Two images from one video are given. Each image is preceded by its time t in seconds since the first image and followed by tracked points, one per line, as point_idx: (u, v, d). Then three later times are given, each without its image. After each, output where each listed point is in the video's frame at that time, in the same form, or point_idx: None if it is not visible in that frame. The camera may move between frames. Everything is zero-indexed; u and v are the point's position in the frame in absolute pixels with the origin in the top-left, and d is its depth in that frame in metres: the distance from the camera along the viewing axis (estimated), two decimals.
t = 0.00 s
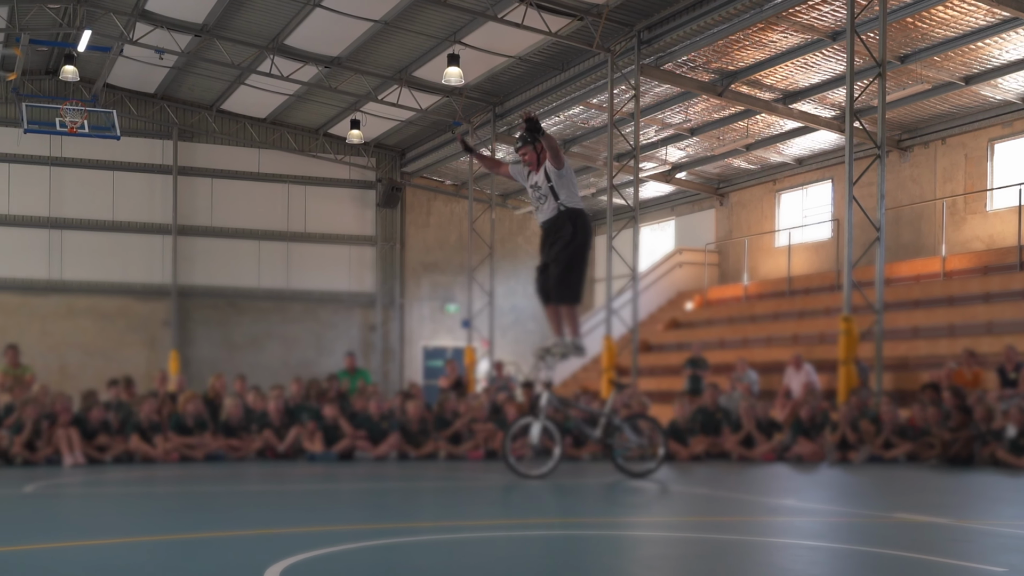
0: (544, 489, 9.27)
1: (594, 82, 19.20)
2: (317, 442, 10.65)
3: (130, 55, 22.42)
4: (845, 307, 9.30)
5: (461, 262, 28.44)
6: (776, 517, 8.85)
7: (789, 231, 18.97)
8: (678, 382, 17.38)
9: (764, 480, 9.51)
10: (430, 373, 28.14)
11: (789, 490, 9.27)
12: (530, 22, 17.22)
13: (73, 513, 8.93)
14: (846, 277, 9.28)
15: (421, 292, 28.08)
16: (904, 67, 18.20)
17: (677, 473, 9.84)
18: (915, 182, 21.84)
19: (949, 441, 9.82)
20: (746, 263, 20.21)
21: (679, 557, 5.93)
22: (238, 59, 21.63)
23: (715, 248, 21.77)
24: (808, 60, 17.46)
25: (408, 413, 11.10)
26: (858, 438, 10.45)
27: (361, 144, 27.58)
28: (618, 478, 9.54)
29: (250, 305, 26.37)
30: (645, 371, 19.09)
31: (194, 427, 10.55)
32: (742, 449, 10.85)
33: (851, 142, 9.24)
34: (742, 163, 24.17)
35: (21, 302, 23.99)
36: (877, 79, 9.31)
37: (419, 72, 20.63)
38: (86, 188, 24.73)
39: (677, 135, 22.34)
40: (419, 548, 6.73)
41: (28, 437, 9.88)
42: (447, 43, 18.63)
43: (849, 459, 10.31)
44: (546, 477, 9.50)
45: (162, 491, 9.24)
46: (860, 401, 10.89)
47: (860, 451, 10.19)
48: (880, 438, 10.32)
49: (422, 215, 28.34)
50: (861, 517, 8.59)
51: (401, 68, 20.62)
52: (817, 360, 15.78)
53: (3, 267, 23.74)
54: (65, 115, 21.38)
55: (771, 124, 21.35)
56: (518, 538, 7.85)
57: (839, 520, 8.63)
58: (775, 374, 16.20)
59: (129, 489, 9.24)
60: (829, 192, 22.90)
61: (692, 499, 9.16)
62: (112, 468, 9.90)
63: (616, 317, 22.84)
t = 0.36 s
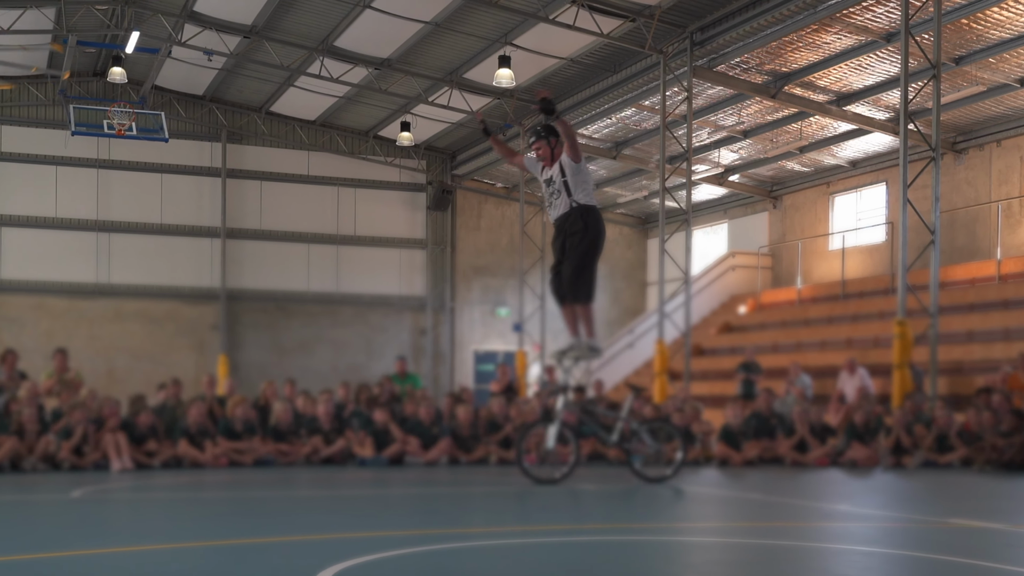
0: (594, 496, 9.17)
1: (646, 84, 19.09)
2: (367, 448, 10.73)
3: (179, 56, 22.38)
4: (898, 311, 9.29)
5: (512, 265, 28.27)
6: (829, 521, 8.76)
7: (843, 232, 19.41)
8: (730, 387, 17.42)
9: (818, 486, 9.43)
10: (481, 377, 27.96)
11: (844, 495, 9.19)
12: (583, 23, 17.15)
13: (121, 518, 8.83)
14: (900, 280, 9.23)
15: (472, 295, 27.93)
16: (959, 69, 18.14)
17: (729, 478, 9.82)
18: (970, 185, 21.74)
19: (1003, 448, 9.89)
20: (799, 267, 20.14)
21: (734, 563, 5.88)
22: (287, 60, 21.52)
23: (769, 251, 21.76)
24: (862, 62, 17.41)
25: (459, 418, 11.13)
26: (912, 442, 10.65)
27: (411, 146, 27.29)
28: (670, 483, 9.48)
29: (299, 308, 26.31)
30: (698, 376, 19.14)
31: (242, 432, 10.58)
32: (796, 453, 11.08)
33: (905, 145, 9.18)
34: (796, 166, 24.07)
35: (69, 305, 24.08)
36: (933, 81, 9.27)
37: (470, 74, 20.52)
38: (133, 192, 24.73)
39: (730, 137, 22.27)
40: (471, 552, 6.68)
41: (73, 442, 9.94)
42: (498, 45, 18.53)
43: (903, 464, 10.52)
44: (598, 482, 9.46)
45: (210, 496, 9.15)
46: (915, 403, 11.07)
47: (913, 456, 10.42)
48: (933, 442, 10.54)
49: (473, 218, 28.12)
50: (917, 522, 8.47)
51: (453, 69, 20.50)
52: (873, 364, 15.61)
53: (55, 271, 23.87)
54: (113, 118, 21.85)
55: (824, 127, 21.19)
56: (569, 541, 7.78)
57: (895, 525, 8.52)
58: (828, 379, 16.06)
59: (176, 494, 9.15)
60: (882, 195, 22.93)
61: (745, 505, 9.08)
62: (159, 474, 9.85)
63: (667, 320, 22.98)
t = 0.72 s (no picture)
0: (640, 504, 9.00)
1: (698, 86, 19.01)
2: (417, 452, 10.75)
3: (228, 58, 22.45)
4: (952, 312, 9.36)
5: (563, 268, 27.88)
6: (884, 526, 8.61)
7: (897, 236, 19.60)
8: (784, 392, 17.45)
9: (874, 492, 9.30)
10: (533, 382, 27.64)
11: (899, 501, 9.05)
12: (635, 25, 17.14)
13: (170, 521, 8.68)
14: (954, 282, 9.28)
15: (524, 298, 27.71)
16: (1014, 71, 18.13)
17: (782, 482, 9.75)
18: None
19: None
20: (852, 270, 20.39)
21: (788, 568, 5.75)
22: (338, 62, 21.61)
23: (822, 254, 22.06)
24: (916, 63, 17.40)
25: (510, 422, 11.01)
26: (968, 447, 10.73)
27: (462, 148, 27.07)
28: (724, 488, 9.42)
29: (349, 312, 26.28)
30: (751, 380, 19.32)
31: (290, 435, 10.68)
32: (849, 458, 11.01)
33: (961, 146, 9.14)
34: (850, 168, 24.01)
35: (117, 309, 24.11)
36: (986, 82, 9.54)
37: (521, 75, 20.46)
38: (182, 195, 24.69)
39: (783, 139, 22.28)
40: (535, 554, 6.70)
41: (121, 446, 9.86)
42: (550, 47, 18.50)
43: (958, 469, 10.60)
44: (649, 486, 9.42)
45: (259, 501, 9.05)
46: (971, 408, 11.17)
47: (969, 462, 10.49)
48: (989, 448, 10.59)
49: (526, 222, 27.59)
50: (974, 527, 8.29)
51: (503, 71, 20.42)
52: (927, 368, 15.71)
53: (105, 274, 24.00)
54: (162, 121, 22.20)
55: (879, 129, 21.19)
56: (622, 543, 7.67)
57: (952, 530, 8.35)
58: (884, 382, 16.46)
59: (226, 499, 9.06)
60: (937, 198, 22.96)
61: (799, 509, 8.98)
62: (208, 479, 9.79)
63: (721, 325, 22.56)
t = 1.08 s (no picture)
0: (677, 502, 9.00)
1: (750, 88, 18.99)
2: (469, 456, 10.96)
3: (276, 60, 22.51)
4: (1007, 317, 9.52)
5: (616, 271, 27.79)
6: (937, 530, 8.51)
7: (951, 240, 21.33)
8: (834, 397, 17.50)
9: (928, 500, 9.19)
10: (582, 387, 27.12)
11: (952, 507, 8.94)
12: (686, 26, 17.11)
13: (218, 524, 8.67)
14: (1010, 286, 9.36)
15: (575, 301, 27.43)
16: None
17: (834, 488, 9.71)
18: None
19: None
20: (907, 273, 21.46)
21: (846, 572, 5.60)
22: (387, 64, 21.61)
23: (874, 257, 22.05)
24: (970, 64, 17.36)
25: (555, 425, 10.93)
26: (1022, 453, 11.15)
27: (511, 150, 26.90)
28: (776, 494, 9.36)
29: (398, 316, 26.00)
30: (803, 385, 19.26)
31: (340, 441, 10.82)
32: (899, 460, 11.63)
33: (1014, 149, 9.33)
34: (902, 171, 23.93)
35: (164, 312, 23.99)
36: None
37: (571, 77, 20.39)
38: (229, 197, 24.64)
39: (836, 142, 22.20)
40: (606, 558, 6.62)
41: (169, 452, 9.99)
42: (600, 48, 18.43)
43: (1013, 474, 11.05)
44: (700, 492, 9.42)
45: (308, 507, 9.01)
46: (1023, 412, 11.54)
47: None
48: None
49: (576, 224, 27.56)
50: None
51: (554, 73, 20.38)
52: (981, 372, 15.90)
53: (150, 277, 23.87)
54: (209, 122, 22.32)
55: (932, 131, 21.14)
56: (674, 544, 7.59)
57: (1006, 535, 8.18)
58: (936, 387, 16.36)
59: (275, 504, 9.01)
60: (991, 201, 22.78)
61: (851, 514, 8.90)
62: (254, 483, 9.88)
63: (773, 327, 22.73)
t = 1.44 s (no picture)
0: (704, 508, 8.98)
1: (800, 90, 18.99)
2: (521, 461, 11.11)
3: (322, 61, 22.55)
4: None
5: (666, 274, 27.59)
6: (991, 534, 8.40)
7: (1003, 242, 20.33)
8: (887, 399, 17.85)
9: (981, 505, 9.09)
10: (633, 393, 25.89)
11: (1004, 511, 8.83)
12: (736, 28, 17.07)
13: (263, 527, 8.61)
14: None
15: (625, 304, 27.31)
16: None
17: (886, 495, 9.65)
18: None
19: None
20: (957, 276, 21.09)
21: None
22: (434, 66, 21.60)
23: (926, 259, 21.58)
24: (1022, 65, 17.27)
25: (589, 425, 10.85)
26: None
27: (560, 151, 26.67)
28: (828, 499, 9.28)
29: (447, 319, 25.81)
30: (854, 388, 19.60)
31: (385, 445, 10.99)
32: (954, 466, 11.85)
33: None
34: (954, 173, 23.90)
35: (211, 316, 24.01)
36: None
37: (621, 78, 20.24)
38: (277, 200, 24.67)
39: (887, 144, 22.15)
40: (675, 562, 6.55)
41: (212, 455, 10.20)
42: (648, 49, 18.39)
43: None
44: (752, 498, 9.41)
45: (355, 512, 8.92)
46: None
47: None
48: None
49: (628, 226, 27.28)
50: None
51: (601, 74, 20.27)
52: None
53: (197, 280, 23.86)
54: (256, 125, 22.40)
55: (984, 133, 21.08)
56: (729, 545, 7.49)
57: None
58: (988, 391, 16.36)
59: (321, 510, 8.93)
60: None
61: (904, 518, 8.81)
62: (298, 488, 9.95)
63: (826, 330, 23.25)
